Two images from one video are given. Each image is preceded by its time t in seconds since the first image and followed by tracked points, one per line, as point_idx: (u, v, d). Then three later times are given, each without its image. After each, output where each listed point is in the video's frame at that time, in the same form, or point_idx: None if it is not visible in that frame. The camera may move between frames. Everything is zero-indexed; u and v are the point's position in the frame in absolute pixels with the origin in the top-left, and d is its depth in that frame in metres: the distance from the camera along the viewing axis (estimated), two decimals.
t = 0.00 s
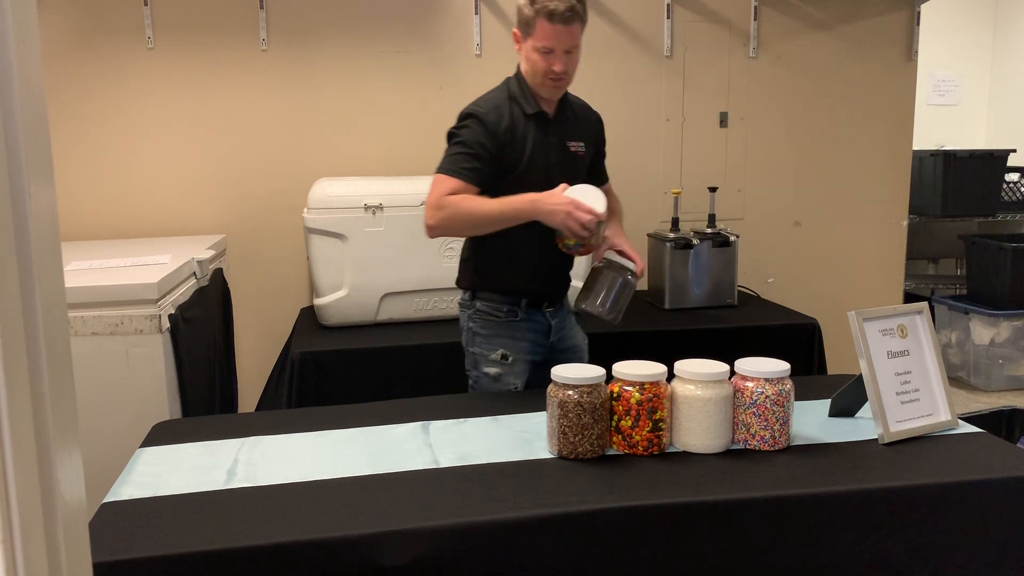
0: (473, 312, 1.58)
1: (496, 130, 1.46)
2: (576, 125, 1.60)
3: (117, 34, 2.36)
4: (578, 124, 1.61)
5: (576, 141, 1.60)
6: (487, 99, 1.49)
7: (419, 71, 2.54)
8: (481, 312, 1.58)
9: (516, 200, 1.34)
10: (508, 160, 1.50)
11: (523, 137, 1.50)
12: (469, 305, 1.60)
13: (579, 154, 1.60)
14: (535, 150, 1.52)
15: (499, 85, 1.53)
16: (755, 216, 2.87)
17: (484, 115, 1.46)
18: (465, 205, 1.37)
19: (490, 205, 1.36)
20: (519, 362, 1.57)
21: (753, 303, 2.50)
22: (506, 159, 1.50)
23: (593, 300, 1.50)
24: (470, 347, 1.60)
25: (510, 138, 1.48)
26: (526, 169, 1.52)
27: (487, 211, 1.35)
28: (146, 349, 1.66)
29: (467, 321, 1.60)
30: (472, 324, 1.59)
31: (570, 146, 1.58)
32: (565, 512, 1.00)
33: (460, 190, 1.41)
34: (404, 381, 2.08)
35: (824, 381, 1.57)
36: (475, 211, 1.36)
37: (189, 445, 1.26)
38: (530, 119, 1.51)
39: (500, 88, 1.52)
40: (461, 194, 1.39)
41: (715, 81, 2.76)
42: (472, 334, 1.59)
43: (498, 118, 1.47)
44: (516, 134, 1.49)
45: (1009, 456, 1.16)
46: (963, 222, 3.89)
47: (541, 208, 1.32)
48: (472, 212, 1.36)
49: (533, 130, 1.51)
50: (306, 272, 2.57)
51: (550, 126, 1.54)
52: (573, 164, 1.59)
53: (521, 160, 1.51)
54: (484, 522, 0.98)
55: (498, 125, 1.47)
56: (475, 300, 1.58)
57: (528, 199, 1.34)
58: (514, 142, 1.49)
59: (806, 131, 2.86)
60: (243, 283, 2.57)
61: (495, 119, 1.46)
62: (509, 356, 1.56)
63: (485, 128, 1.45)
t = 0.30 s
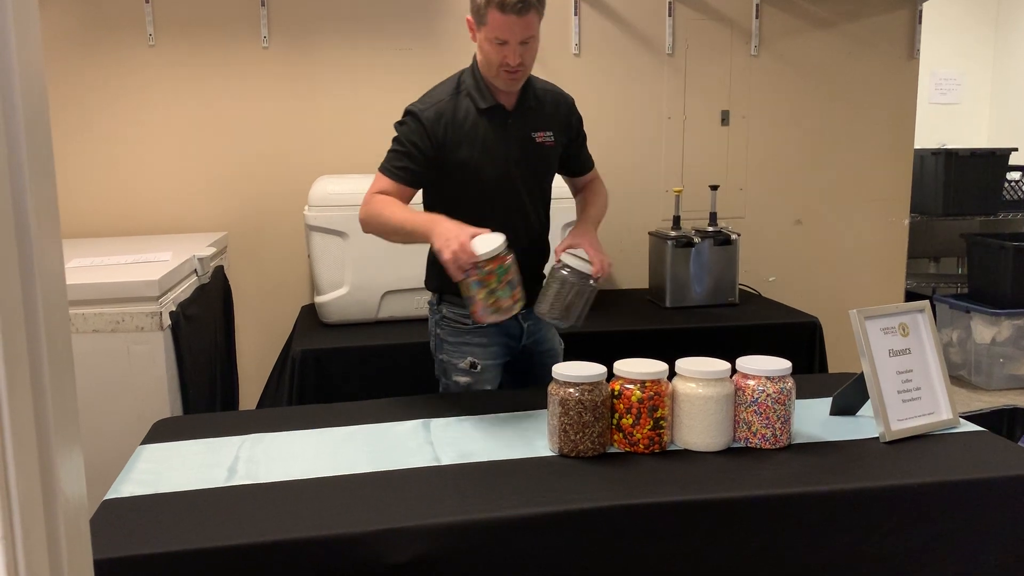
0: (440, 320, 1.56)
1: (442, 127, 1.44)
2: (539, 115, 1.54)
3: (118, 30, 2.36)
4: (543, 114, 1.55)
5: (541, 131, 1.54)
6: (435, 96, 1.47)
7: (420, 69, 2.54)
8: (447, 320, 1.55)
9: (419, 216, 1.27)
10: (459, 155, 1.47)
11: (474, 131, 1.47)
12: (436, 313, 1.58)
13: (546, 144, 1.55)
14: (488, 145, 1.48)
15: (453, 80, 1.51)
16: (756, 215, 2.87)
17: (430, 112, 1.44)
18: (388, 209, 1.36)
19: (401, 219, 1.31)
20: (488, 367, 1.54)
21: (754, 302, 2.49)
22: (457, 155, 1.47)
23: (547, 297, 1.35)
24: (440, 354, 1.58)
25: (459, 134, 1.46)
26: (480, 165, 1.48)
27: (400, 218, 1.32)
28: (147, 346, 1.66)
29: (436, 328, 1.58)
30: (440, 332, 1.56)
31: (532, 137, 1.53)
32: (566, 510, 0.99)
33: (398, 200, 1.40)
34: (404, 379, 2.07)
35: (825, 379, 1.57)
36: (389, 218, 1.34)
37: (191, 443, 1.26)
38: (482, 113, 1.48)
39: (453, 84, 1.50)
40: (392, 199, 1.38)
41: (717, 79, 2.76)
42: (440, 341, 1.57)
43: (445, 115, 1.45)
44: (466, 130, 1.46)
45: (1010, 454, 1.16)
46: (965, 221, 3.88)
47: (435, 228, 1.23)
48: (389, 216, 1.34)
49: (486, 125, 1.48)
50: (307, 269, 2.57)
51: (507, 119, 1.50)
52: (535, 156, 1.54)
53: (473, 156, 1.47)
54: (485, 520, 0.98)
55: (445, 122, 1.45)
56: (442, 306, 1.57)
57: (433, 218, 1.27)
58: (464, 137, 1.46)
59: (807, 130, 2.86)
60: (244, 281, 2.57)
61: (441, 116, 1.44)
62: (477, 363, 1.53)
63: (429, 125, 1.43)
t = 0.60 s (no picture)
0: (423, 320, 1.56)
1: (409, 129, 1.48)
2: (515, 115, 1.51)
3: (117, 26, 2.36)
4: (519, 114, 1.52)
5: (514, 132, 1.51)
6: (410, 98, 1.52)
7: (421, 66, 2.53)
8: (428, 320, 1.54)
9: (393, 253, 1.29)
10: (427, 157, 1.50)
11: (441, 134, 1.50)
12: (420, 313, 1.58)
13: (518, 145, 1.51)
14: (456, 147, 1.51)
15: (432, 80, 1.54)
16: (756, 212, 2.87)
17: (399, 115, 1.48)
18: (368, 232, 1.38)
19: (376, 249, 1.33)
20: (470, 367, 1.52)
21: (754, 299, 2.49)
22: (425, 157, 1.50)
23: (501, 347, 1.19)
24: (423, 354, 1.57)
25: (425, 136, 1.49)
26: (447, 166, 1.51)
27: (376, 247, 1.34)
28: (147, 343, 1.66)
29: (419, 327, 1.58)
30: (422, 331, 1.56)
31: (503, 139, 1.51)
32: (565, 507, 1.00)
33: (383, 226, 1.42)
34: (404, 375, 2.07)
35: (826, 377, 1.57)
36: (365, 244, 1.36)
37: (191, 438, 1.26)
38: (450, 115, 1.50)
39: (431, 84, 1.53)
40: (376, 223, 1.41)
41: (717, 76, 2.75)
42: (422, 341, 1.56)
43: (412, 118, 1.48)
44: (434, 131, 1.49)
45: (1010, 452, 1.16)
46: (965, 219, 3.88)
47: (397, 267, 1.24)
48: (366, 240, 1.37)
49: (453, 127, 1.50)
50: (307, 266, 2.57)
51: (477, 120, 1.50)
52: (506, 158, 1.52)
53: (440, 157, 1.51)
54: (483, 517, 0.98)
55: (412, 125, 1.48)
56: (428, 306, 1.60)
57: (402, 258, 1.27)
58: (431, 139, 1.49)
59: (808, 127, 2.86)
60: (244, 277, 2.57)
61: (408, 119, 1.48)
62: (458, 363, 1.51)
63: (395, 128, 1.47)
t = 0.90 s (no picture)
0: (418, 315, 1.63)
1: (393, 137, 1.47)
2: (500, 121, 1.48)
3: (115, 24, 2.35)
4: (504, 119, 1.49)
5: (498, 138, 1.49)
6: (397, 104, 1.51)
7: (419, 64, 2.53)
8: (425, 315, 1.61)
9: (403, 288, 1.25)
10: (412, 164, 1.50)
11: (426, 142, 1.49)
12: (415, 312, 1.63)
13: (501, 152, 1.49)
14: (441, 154, 1.50)
15: (421, 84, 1.52)
16: (755, 212, 2.87)
17: (384, 122, 1.48)
18: (373, 252, 1.34)
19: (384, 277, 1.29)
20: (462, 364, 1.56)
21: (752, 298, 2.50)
22: (410, 164, 1.50)
23: (495, 407, 1.16)
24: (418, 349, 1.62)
25: (410, 144, 1.48)
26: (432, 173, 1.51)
27: (381, 273, 1.30)
28: (146, 342, 1.66)
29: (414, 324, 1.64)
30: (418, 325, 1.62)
31: (487, 146, 1.49)
32: (564, 507, 1.00)
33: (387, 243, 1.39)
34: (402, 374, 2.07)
35: (824, 376, 1.57)
36: (370, 266, 1.33)
37: (189, 437, 1.26)
38: (435, 121, 1.48)
39: (419, 89, 1.52)
40: (382, 242, 1.36)
41: (716, 75, 2.75)
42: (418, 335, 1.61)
43: (397, 125, 1.47)
44: (418, 138, 1.48)
45: (1007, 451, 1.16)
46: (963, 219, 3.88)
47: (402, 304, 1.21)
48: (371, 261, 1.33)
49: (438, 134, 1.48)
50: (307, 264, 2.57)
51: (461, 126, 1.48)
52: (491, 165, 1.50)
53: (425, 164, 1.50)
54: (482, 516, 0.98)
55: (396, 132, 1.47)
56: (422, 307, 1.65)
57: (408, 296, 1.24)
58: (415, 146, 1.48)
59: (806, 127, 2.86)
60: (242, 276, 2.57)
61: (393, 126, 1.47)
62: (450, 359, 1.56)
63: (380, 136, 1.46)
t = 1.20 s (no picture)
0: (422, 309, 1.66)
1: (392, 144, 1.46)
2: (499, 126, 1.48)
3: (115, 25, 2.35)
4: (504, 124, 1.48)
5: (497, 144, 1.48)
6: (396, 109, 1.49)
7: (419, 65, 2.53)
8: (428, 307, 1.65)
9: (410, 307, 1.27)
10: (411, 170, 1.49)
11: (425, 149, 1.48)
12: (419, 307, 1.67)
13: (501, 158, 1.49)
14: (440, 160, 1.49)
15: (420, 88, 1.51)
16: (754, 212, 2.87)
17: (382, 129, 1.47)
18: (379, 265, 1.35)
19: (391, 293, 1.31)
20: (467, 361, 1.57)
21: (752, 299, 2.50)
22: (409, 171, 1.49)
23: (494, 423, 1.16)
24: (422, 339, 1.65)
25: (409, 151, 1.47)
26: (431, 179, 1.50)
27: (387, 289, 1.32)
28: (145, 342, 1.66)
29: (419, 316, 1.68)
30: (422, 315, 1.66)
31: (486, 151, 1.48)
32: (564, 508, 1.00)
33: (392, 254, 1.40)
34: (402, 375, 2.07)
35: (823, 376, 1.57)
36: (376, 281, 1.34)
37: (189, 438, 1.26)
38: (434, 127, 1.47)
39: (418, 93, 1.51)
40: (386, 254, 1.38)
41: (716, 76, 2.75)
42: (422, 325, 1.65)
43: (396, 131, 1.46)
44: (417, 145, 1.48)
45: (1007, 452, 1.16)
46: (962, 220, 3.89)
47: (410, 324, 1.22)
48: (377, 274, 1.34)
49: (437, 140, 1.48)
50: (306, 265, 2.57)
51: (460, 132, 1.48)
52: (492, 169, 1.50)
53: (424, 170, 1.50)
54: (482, 517, 0.98)
55: (395, 139, 1.46)
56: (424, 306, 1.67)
57: (414, 316, 1.25)
58: (414, 153, 1.48)
59: (806, 128, 2.86)
60: (242, 277, 2.57)
61: (392, 133, 1.46)
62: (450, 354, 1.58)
63: (379, 143, 1.46)
